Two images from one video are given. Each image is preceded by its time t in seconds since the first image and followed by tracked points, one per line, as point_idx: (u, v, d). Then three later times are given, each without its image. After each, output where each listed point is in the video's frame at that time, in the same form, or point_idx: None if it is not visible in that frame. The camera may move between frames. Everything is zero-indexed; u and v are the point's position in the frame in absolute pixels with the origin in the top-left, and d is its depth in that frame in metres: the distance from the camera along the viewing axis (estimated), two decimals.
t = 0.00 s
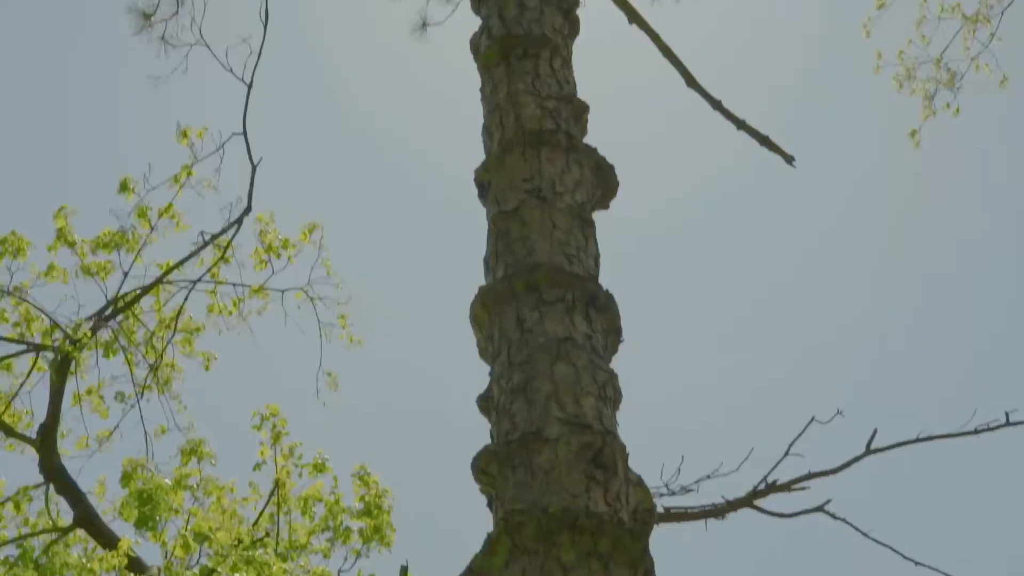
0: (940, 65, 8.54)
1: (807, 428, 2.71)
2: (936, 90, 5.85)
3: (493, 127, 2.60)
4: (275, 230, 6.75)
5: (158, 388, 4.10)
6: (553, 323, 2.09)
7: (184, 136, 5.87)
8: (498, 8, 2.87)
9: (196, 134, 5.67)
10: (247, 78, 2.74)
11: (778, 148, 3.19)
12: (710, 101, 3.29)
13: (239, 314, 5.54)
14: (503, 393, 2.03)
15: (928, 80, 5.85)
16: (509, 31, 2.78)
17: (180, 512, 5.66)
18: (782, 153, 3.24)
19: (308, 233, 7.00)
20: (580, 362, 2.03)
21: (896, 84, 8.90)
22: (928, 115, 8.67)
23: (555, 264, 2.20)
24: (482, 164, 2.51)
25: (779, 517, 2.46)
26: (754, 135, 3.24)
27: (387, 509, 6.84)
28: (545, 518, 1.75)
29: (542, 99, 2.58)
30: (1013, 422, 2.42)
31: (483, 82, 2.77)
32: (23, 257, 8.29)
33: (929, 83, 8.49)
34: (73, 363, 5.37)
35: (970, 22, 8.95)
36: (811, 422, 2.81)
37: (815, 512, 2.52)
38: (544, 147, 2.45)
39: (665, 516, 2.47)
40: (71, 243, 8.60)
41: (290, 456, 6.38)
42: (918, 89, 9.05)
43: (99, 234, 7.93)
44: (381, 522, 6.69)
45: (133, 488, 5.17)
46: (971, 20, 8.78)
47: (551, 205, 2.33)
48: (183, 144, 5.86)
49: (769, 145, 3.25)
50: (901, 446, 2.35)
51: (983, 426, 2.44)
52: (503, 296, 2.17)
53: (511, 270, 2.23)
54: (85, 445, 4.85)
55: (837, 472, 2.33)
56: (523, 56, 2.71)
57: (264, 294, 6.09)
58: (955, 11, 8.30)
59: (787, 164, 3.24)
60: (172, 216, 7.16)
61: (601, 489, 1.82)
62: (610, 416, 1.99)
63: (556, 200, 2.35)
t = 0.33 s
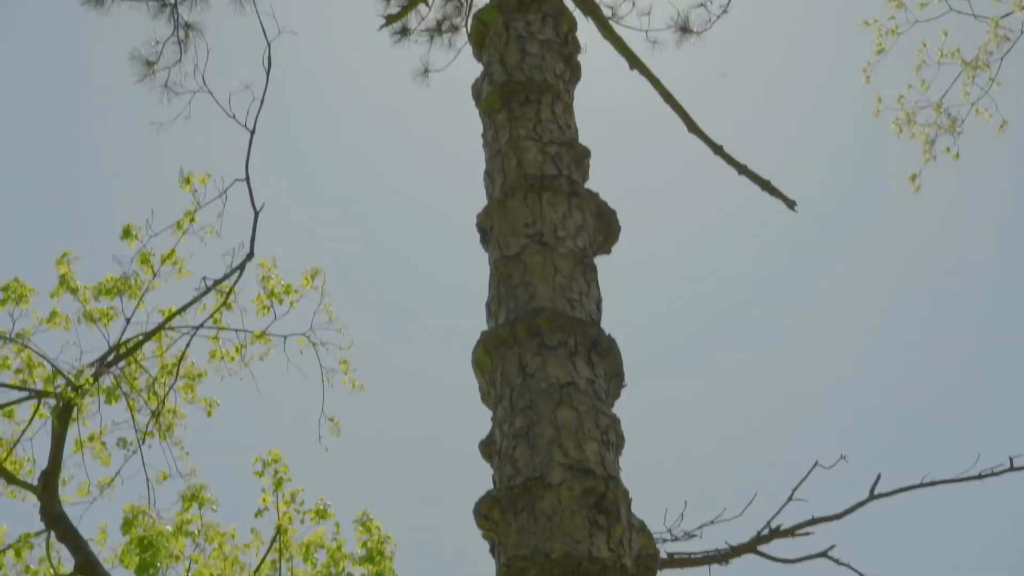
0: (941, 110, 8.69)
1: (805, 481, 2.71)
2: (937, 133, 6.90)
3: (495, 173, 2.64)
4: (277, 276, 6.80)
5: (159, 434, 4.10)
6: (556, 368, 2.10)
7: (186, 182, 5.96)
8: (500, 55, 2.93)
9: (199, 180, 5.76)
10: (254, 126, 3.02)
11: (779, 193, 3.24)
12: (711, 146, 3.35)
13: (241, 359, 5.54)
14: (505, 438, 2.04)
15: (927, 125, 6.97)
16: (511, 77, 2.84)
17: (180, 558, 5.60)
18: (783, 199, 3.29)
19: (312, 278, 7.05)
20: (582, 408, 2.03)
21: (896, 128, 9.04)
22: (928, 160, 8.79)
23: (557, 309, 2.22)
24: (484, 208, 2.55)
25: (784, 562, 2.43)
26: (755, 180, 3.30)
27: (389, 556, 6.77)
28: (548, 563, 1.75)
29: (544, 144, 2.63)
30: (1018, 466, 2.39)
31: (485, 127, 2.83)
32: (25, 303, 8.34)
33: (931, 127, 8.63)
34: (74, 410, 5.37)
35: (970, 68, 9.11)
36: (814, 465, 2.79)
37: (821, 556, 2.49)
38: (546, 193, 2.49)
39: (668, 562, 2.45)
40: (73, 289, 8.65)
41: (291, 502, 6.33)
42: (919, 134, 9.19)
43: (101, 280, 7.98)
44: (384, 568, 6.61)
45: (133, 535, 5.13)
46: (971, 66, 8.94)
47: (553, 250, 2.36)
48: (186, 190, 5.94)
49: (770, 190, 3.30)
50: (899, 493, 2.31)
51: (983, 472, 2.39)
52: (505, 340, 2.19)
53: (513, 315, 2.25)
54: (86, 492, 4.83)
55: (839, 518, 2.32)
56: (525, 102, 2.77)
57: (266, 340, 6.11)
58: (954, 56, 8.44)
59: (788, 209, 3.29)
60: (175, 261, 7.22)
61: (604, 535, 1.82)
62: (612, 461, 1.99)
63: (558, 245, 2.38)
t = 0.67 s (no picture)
0: (943, 151, 8.76)
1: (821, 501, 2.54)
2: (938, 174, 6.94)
3: (497, 214, 2.68)
4: (280, 318, 6.83)
5: (163, 476, 4.09)
6: (558, 409, 2.11)
7: (190, 225, 6.01)
8: (502, 96, 2.99)
9: (203, 223, 5.82)
10: (259, 168, 3.11)
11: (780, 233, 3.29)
12: (714, 187, 3.39)
13: (244, 401, 5.54)
14: (509, 479, 2.04)
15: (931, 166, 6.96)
16: (513, 119, 2.89)
17: None
18: (785, 239, 3.32)
19: (314, 319, 7.08)
20: (586, 449, 2.04)
21: (898, 169, 9.12)
22: (929, 199, 8.87)
23: (560, 349, 2.24)
24: (487, 249, 2.58)
25: None
26: (757, 220, 3.33)
27: None
28: None
29: (546, 185, 2.67)
30: None
31: (488, 168, 2.87)
32: (28, 346, 8.36)
33: (932, 168, 8.70)
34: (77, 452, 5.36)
35: (970, 109, 9.24)
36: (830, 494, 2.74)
37: None
38: (548, 233, 2.52)
39: None
40: (77, 332, 8.67)
41: (294, 544, 6.28)
42: (920, 175, 9.26)
43: (104, 322, 8.01)
44: None
45: None
46: (971, 107, 9.06)
47: (556, 291, 2.39)
48: (190, 232, 6.00)
49: (772, 231, 3.35)
50: (901, 534, 2.15)
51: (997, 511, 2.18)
52: (507, 381, 2.21)
53: (515, 355, 2.27)
54: (89, 535, 4.80)
55: (845, 559, 2.30)
56: (528, 143, 2.81)
57: (269, 381, 6.11)
58: (954, 97, 8.53)
59: (791, 250, 3.33)
60: (178, 303, 7.26)
61: None
62: (616, 503, 1.99)
63: (560, 286, 2.40)
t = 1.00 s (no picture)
0: (945, 186, 8.82)
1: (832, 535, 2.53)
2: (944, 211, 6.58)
3: (501, 250, 2.71)
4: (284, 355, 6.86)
5: (166, 513, 4.08)
6: (562, 445, 2.12)
7: (194, 261, 6.06)
8: (506, 133, 3.04)
9: (206, 259, 5.86)
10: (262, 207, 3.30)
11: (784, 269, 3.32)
12: (718, 224, 3.43)
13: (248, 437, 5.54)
14: (512, 516, 2.05)
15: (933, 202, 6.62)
16: (517, 155, 2.93)
17: None
18: (788, 275, 3.35)
19: (318, 355, 7.09)
20: (589, 485, 2.05)
21: (901, 204, 9.18)
22: (933, 234, 8.92)
23: (564, 385, 2.25)
24: (491, 285, 2.61)
25: None
26: (760, 255, 3.36)
27: None
28: None
29: (550, 222, 2.70)
30: None
31: (492, 205, 2.91)
32: (32, 383, 8.37)
33: (934, 203, 8.77)
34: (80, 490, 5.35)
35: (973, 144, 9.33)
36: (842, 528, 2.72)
37: None
38: (552, 269, 2.55)
39: None
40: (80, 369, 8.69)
41: None
42: (923, 210, 9.32)
43: (108, 359, 8.03)
44: None
45: None
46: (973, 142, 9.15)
47: (559, 327, 2.41)
48: (194, 268, 6.05)
49: (775, 266, 3.38)
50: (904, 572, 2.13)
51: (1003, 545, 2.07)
52: (511, 418, 2.22)
53: (519, 392, 2.28)
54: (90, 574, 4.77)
55: None
56: (531, 179, 2.85)
57: (273, 418, 6.10)
58: (957, 132, 8.61)
59: (794, 285, 3.35)
60: (181, 339, 7.29)
61: None
62: (620, 539, 2.00)
63: (563, 322, 2.43)
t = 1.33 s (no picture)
0: (946, 217, 8.88)
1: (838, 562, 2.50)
2: (945, 238, 6.58)
3: (502, 281, 2.75)
4: (285, 387, 6.86)
5: (168, 546, 4.07)
6: (564, 477, 2.13)
7: (196, 293, 6.08)
8: (507, 165, 3.08)
9: (208, 292, 5.88)
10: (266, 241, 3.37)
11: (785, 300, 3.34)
12: (720, 255, 3.46)
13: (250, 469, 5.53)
14: (514, 548, 2.06)
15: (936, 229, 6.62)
16: (518, 187, 2.98)
17: None
18: (790, 305, 3.38)
19: (319, 388, 7.10)
20: (591, 516, 2.06)
21: (902, 234, 9.25)
22: (934, 264, 8.97)
23: (565, 417, 2.27)
24: (493, 316, 2.64)
25: None
26: (762, 285, 3.39)
27: None
28: None
29: (551, 253, 2.74)
30: None
31: (494, 236, 2.94)
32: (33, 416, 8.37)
33: (936, 233, 8.82)
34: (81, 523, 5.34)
35: (974, 175, 9.41)
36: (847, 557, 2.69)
37: None
38: (553, 300, 2.57)
39: None
40: (81, 402, 8.70)
41: None
42: (925, 240, 9.38)
43: (109, 392, 8.04)
44: None
45: None
46: (973, 173, 9.22)
47: (560, 358, 2.43)
48: (196, 300, 6.08)
49: (777, 297, 3.40)
50: None
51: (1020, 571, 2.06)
52: (513, 449, 2.23)
53: (520, 423, 2.30)
54: None
55: None
56: (532, 211, 2.89)
57: (275, 450, 6.09)
58: (958, 163, 8.68)
59: (797, 315, 3.38)
60: (182, 372, 7.30)
61: None
62: (622, 571, 2.00)
63: (565, 353, 2.45)
